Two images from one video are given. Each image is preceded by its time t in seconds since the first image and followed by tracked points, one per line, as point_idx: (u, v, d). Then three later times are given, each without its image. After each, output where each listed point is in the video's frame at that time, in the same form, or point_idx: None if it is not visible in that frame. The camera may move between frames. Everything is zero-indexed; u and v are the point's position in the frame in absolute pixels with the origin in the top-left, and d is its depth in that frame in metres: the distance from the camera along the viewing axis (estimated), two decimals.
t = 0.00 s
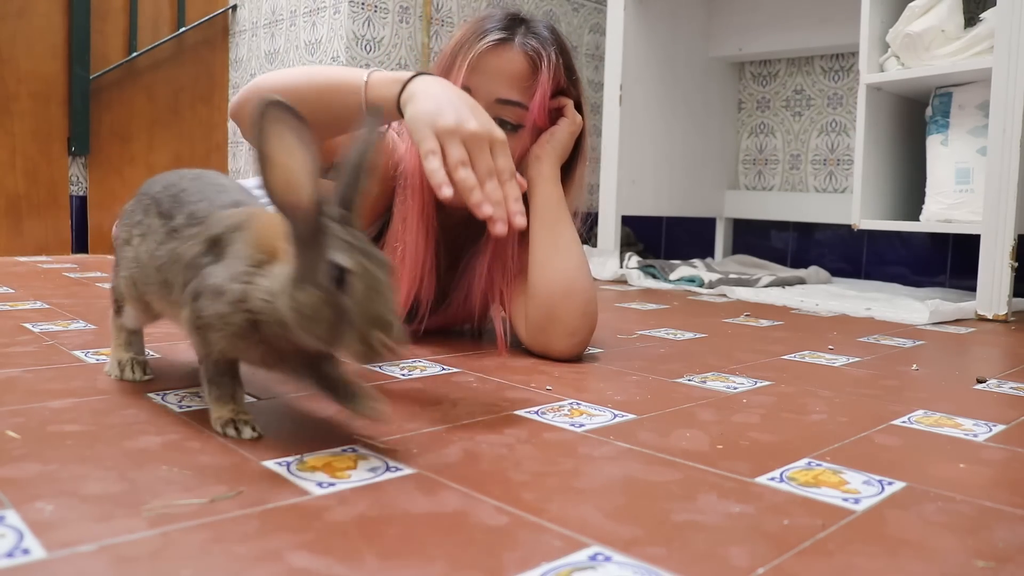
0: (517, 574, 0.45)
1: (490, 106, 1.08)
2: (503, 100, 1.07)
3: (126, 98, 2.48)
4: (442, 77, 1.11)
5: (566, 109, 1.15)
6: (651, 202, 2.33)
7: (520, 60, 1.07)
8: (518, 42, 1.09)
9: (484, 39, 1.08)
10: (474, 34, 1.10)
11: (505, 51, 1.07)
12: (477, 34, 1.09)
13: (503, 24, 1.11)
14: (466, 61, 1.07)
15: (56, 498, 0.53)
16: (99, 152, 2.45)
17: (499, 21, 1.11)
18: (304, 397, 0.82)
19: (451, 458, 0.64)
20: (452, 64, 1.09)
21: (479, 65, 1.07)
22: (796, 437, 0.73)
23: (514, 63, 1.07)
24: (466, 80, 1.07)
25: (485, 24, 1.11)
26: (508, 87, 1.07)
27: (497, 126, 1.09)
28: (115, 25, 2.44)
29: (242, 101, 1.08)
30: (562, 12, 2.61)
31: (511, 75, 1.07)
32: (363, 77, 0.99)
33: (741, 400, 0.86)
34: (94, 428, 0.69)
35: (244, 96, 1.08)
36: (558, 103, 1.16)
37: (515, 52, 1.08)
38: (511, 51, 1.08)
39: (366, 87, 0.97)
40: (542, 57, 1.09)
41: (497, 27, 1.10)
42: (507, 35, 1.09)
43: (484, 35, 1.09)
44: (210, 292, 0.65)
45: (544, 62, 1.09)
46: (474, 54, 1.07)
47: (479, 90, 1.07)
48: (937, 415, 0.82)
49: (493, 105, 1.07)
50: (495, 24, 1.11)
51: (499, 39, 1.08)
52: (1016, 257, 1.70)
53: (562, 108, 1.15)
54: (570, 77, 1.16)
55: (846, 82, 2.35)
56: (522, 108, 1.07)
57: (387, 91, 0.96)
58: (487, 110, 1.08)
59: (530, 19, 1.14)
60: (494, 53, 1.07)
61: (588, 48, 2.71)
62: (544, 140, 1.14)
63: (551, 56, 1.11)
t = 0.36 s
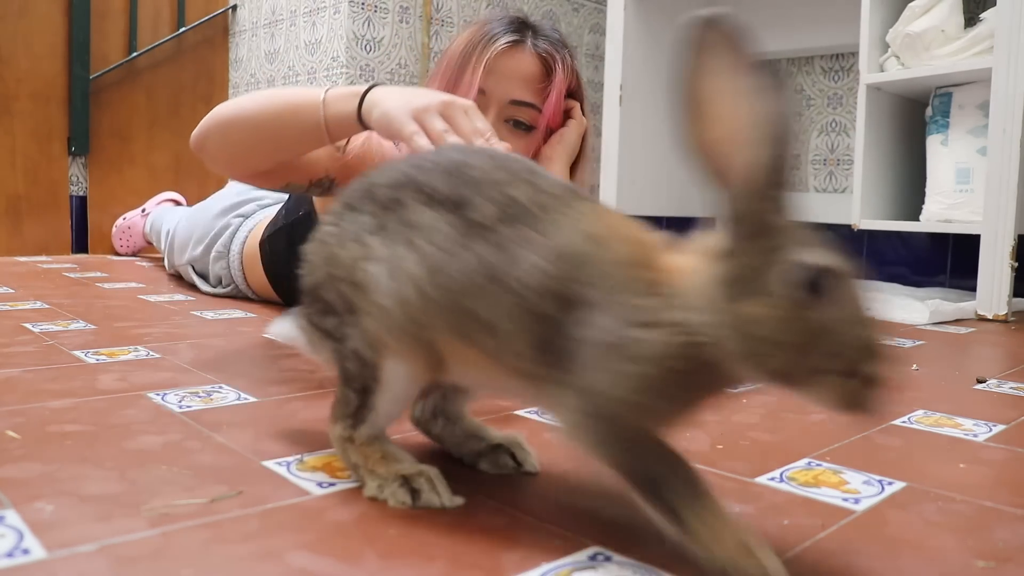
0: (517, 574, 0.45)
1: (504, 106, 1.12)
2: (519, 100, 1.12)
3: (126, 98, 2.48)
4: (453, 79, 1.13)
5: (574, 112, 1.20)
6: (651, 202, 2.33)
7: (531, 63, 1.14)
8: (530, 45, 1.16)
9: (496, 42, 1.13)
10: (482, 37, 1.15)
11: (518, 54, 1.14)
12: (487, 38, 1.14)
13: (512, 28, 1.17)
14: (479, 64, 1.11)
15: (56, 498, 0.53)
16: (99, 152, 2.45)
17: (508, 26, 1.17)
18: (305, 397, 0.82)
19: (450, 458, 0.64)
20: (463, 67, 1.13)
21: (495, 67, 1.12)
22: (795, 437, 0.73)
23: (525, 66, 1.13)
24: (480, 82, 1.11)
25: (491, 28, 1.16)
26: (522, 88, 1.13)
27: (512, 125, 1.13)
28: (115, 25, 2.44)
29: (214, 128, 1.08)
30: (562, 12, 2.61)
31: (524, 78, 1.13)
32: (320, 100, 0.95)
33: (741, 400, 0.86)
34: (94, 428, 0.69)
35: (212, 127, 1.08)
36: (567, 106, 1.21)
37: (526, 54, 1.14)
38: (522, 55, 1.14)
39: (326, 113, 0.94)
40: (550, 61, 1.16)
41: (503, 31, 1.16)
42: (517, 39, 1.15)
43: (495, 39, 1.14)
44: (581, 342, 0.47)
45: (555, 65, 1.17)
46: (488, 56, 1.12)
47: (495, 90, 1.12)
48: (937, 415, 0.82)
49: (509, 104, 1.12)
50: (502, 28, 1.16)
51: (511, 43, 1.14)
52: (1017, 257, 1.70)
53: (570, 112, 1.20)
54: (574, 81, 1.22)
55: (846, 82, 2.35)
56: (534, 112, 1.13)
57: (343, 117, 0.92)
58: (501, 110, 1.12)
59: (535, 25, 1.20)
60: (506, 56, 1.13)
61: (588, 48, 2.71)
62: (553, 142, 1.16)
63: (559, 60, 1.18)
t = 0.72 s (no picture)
0: (518, 574, 0.45)
1: (487, 110, 1.06)
2: (500, 102, 1.06)
3: (126, 98, 2.48)
4: (432, 84, 1.08)
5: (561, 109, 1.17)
6: (652, 203, 2.33)
7: (513, 62, 1.07)
8: (509, 44, 1.08)
9: (475, 44, 1.06)
10: (463, 38, 1.08)
11: (497, 53, 1.06)
12: (466, 39, 1.08)
13: (491, 26, 1.10)
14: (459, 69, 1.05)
15: (55, 498, 0.53)
16: (99, 152, 2.45)
17: (488, 23, 1.10)
18: (304, 397, 0.82)
19: (451, 458, 0.64)
20: (443, 73, 1.07)
21: (473, 69, 1.05)
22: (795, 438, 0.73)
23: (507, 66, 1.06)
24: (461, 87, 1.05)
25: (473, 27, 1.09)
26: (503, 89, 1.06)
27: (496, 128, 1.08)
28: (115, 25, 2.44)
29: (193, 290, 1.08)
30: (562, 12, 2.61)
31: (506, 77, 1.06)
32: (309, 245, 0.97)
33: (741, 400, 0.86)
34: (94, 428, 0.69)
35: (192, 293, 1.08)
36: (553, 103, 1.18)
37: (506, 54, 1.07)
38: (503, 54, 1.07)
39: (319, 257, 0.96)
40: (534, 58, 1.09)
41: (484, 31, 1.09)
42: (497, 38, 1.08)
43: (475, 39, 1.07)
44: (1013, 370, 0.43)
45: (537, 64, 1.09)
46: (466, 58, 1.05)
47: (473, 94, 1.05)
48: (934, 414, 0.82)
49: (489, 108, 1.06)
50: (483, 27, 1.09)
51: (491, 42, 1.07)
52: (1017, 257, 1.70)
53: (558, 109, 1.17)
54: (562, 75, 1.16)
55: (846, 82, 2.35)
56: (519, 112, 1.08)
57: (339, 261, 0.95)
58: (484, 114, 1.07)
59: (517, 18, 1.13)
60: (487, 57, 1.06)
61: (588, 48, 2.71)
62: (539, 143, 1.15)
63: (543, 56, 1.11)
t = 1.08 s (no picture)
0: (517, 574, 0.45)
1: (478, 114, 1.06)
2: (491, 106, 1.06)
3: (126, 98, 2.48)
4: (422, 89, 1.08)
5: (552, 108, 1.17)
6: (651, 202, 2.33)
7: (502, 65, 1.06)
8: (498, 47, 1.08)
9: (463, 49, 1.06)
10: (452, 42, 1.08)
11: (486, 57, 1.06)
12: (455, 44, 1.08)
13: (479, 28, 1.10)
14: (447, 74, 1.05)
15: (56, 498, 0.53)
16: (99, 152, 2.45)
17: (475, 26, 1.10)
18: (305, 397, 0.82)
19: (451, 458, 0.64)
20: (431, 80, 1.07)
21: (463, 74, 1.05)
22: (795, 438, 0.73)
23: (497, 68, 1.06)
24: (451, 93, 1.05)
25: (461, 31, 1.09)
26: (494, 93, 1.06)
27: (489, 132, 1.08)
28: (115, 25, 2.44)
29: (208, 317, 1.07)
30: (562, 12, 2.61)
31: (496, 80, 1.06)
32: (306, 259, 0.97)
33: (741, 401, 0.86)
34: (94, 428, 0.69)
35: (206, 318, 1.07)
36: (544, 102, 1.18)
37: (495, 56, 1.06)
38: (492, 57, 1.06)
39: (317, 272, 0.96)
40: (523, 60, 1.09)
41: (473, 34, 1.09)
42: (486, 40, 1.07)
43: (463, 44, 1.07)
44: None
45: (527, 65, 1.09)
46: (455, 63, 1.05)
47: (465, 101, 1.05)
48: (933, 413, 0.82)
49: (481, 112, 1.06)
50: (471, 31, 1.09)
51: (480, 46, 1.06)
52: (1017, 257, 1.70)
53: (549, 108, 1.17)
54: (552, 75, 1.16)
55: (846, 82, 2.35)
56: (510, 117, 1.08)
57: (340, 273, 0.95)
58: (476, 120, 1.06)
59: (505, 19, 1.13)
60: (476, 61, 1.05)
61: (588, 48, 2.71)
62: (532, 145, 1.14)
63: (531, 57, 1.10)
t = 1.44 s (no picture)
0: (517, 574, 0.45)
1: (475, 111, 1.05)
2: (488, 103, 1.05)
3: (126, 98, 2.48)
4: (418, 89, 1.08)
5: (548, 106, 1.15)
6: (651, 202, 2.33)
7: (499, 61, 1.05)
8: (493, 43, 1.06)
9: (458, 45, 1.05)
10: (446, 40, 1.07)
11: (481, 53, 1.05)
12: (449, 40, 1.07)
13: (473, 25, 1.09)
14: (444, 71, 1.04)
15: (56, 498, 0.53)
16: (99, 152, 2.45)
17: (468, 23, 1.09)
18: (304, 397, 0.82)
19: (451, 458, 0.64)
20: (426, 76, 1.07)
21: (457, 72, 1.04)
22: (795, 438, 0.73)
23: (493, 64, 1.05)
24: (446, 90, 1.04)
25: (455, 28, 1.08)
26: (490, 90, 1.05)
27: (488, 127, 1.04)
28: (115, 25, 2.44)
29: (257, 338, 1.01)
30: (562, 12, 2.61)
31: (492, 77, 1.05)
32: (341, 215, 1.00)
33: (741, 400, 0.86)
34: (94, 428, 0.69)
35: (255, 338, 1.01)
36: (538, 102, 1.16)
37: (491, 53, 1.05)
38: (487, 53, 1.05)
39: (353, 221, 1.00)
40: (519, 57, 1.07)
41: (468, 30, 1.07)
42: (481, 36, 1.06)
43: (458, 40, 1.05)
44: None
45: (522, 61, 1.07)
46: (450, 61, 1.04)
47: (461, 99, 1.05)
48: (937, 415, 0.82)
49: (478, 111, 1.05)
50: (465, 27, 1.08)
51: (475, 42, 1.05)
52: (1016, 257, 1.70)
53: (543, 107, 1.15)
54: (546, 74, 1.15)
55: (846, 82, 2.35)
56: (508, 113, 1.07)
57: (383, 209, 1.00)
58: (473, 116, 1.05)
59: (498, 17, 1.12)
60: (471, 57, 1.04)
61: (588, 48, 2.70)
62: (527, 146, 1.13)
63: (527, 54, 1.09)
